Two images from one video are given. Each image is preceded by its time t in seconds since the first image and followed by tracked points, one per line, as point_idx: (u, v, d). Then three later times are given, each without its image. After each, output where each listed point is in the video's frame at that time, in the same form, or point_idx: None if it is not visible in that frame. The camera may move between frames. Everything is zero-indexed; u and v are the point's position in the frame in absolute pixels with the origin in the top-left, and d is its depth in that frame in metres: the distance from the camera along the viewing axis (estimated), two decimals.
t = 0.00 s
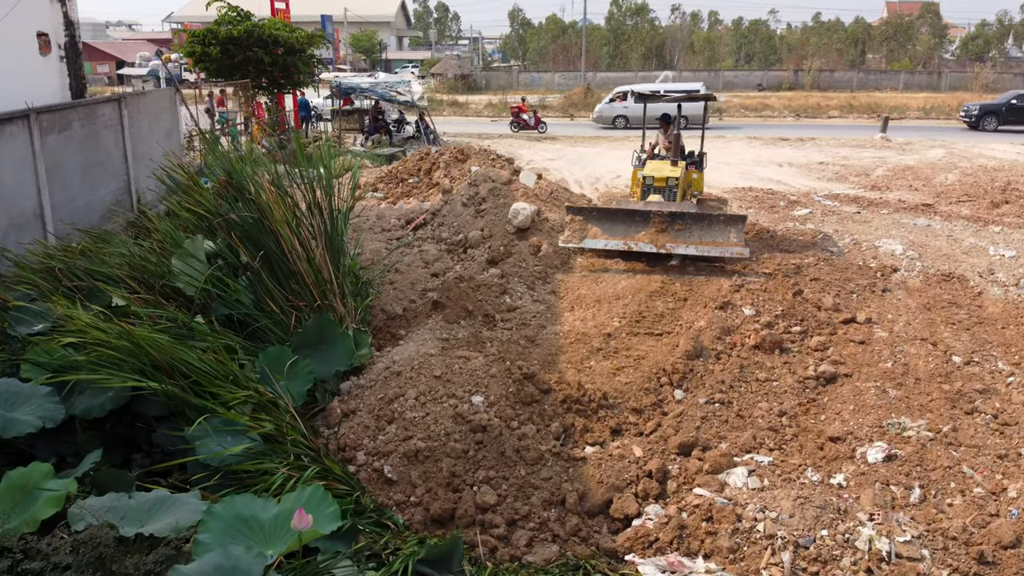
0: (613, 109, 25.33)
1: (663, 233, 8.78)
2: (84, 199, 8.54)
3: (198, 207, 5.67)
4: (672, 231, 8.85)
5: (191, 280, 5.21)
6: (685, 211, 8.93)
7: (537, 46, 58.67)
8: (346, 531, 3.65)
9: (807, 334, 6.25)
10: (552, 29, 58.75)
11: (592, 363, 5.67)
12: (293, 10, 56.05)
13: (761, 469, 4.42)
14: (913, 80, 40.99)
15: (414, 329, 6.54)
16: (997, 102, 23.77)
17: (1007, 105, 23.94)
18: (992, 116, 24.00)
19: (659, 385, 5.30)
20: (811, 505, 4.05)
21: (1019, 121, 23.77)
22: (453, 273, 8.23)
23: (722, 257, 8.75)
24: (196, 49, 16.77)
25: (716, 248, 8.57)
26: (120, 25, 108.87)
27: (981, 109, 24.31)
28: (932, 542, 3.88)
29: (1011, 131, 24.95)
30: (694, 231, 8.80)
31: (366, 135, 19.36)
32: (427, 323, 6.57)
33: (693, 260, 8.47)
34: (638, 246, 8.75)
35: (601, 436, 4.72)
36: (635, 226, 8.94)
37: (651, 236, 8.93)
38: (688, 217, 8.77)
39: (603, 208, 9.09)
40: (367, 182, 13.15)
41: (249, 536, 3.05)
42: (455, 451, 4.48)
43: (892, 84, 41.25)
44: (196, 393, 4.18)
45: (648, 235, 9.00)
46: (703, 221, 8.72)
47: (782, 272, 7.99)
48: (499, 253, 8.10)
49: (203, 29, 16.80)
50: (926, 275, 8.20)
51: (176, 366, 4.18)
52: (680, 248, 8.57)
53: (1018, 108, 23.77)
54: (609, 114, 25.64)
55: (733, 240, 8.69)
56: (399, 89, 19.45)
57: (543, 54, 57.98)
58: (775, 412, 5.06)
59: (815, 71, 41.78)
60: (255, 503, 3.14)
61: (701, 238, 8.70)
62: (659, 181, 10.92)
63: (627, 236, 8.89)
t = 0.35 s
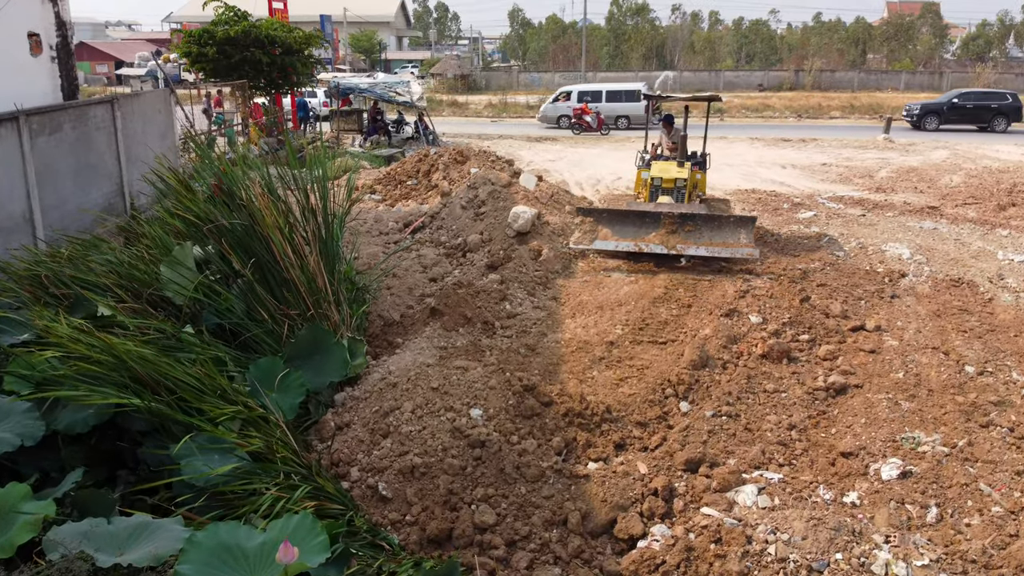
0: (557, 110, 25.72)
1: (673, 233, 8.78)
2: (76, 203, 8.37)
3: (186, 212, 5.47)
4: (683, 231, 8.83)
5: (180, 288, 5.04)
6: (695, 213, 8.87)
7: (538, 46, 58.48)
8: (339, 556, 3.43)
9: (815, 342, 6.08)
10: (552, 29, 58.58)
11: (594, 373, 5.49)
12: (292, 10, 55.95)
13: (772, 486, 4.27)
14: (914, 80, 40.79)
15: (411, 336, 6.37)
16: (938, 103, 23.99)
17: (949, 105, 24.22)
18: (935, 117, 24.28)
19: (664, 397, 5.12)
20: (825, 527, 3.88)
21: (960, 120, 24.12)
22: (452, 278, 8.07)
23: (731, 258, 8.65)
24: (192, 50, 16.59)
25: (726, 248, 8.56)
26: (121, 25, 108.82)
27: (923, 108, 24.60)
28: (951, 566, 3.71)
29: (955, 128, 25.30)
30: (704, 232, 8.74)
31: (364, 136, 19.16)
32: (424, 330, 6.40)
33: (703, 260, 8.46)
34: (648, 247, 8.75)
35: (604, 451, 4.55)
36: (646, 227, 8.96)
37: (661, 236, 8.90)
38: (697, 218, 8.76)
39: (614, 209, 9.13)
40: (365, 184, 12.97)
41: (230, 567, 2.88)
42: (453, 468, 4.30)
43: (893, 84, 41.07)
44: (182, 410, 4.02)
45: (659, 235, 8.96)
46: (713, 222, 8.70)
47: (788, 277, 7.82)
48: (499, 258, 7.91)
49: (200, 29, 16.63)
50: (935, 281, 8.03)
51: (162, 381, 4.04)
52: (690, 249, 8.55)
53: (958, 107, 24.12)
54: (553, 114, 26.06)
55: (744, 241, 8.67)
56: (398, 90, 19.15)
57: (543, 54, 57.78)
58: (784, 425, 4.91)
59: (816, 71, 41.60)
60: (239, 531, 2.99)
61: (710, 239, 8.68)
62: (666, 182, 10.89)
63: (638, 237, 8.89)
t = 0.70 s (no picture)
0: (503, 109, 25.83)
1: (681, 231, 8.85)
2: (72, 204, 8.29)
3: (182, 213, 5.40)
4: (690, 228, 8.90)
5: (176, 291, 4.97)
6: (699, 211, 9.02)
7: (538, 45, 58.35)
8: (336, 565, 3.38)
9: (818, 345, 6.02)
10: (553, 29, 58.47)
11: (595, 376, 5.42)
12: (292, 10, 55.89)
13: (776, 493, 4.20)
14: (915, 80, 40.68)
15: (410, 339, 6.31)
16: (876, 101, 24.32)
17: (888, 104, 24.47)
18: (874, 116, 24.53)
19: (666, 401, 5.05)
20: (830, 535, 3.81)
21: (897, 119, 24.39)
22: (451, 279, 8.02)
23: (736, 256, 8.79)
24: (191, 49, 16.51)
25: (731, 246, 8.67)
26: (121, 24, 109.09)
27: (863, 107, 24.85)
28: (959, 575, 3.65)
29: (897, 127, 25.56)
30: (710, 230, 8.85)
31: (364, 137, 19.07)
32: (423, 333, 6.34)
33: (709, 257, 8.54)
34: (655, 244, 8.75)
35: (606, 457, 4.48)
36: (653, 224, 9.00)
37: (668, 233, 8.95)
38: (703, 216, 8.86)
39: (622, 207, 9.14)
40: (364, 185, 12.90)
41: None
42: (451, 474, 4.23)
43: (894, 84, 40.95)
44: (176, 414, 3.94)
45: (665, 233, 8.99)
46: (719, 220, 8.82)
47: (791, 279, 7.75)
48: (499, 259, 7.84)
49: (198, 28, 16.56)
50: (939, 282, 7.97)
51: (155, 386, 3.94)
52: (698, 247, 8.58)
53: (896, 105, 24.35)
54: (500, 113, 26.21)
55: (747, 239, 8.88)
56: (398, 90, 19.05)
57: (543, 54, 57.66)
58: (788, 430, 4.85)
59: (816, 71, 41.51)
60: (233, 541, 2.93)
61: (717, 237, 8.78)
62: (671, 181, 10.95)
63: (644, 234, 8.96)
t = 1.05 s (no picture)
0: (449, 108, 25.88)
1: (686, 227, 8.82)
2: (69, 203, 8.21)
3: (178, 212, 5.32)
4: (695, 225, 8.86)
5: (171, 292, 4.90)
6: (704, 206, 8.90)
7: (538, 45, 58.25)
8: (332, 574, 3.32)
9: (822, 346, 5.95)
10: (553, 29, 58.35)
11: (596, 378, 5.34)
12: (293, 10, 55.87)
13: (781, 498, 4.13)
14: (915, 80, 40.63)
15: (409, 340, 6.24)
16: (815, 100, 24.45)
17: (826, 103, 24.60)
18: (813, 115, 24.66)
19: (669, 404, 4.98)
20: (837, 541, 3.74)
21: (836, 117, 24.54)
22: (451, 279, 7.95)
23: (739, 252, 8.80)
24: (189, 49, 16.44)
25: (735, 241, 8.72)
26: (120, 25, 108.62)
27: (801, 106, 24.98)
28: None
29: (835, 127, 25.69)
30: (715, 226, 8.78)
31: (363, 136, 19.00)
32: (422, 334, 6.26)
33: (713, 253, 8.66)
34: (661, 241, 8.83)
35: (608, 460, 4.40)
36: (658, 221, 8.90)
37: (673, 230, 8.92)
38: (708, 212, 8.75)
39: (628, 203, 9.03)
40: (364, 185, 12.82)
41: None
42: (450, 478, 4.15)
43: (894, 84, 40.91)
44: (169, 419, 3.86)
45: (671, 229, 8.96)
46: (724, 217, 8.71)
47: (793, 279, 7.67)
48: (498, 259, 7.76)
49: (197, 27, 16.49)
50: (943, 283, 7.90)
51: (148, 389, 3.86)
52: (703, 243, 8.65)
53: (835, 104, 24.51)
54: (447, 111, 26.23)
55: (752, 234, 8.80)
56: (397, 89, 18.95)
57: (544, 54, 57.55)
58: (792, 433, 4.78)
59: (817, 71, 41.44)
60: (226, 550, 2.86)
61: (721, 233, 8.74)
62: (675, 177, 10.87)
63: (650, 231, 8.88)
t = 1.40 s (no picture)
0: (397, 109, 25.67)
1: (693, 230, 8.69)
2: (57, 207, 7.98)
3: (162, 219, 5.06)
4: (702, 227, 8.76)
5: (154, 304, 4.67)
6: (710, 208, 8.82)
7: (539, 45, 58.05)
8: None
9: (834, 357, 5.73)
10: (554, 28, 58.09)
11: (600, 392, 5.11)
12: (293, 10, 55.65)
13: (796, 524, 3.93)
14: (917, 80, 40.41)
15: (405, 350, 6.00)
16: (755, 101, 24.43)
17: (767, 103, 24.57)
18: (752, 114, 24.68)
19: (676, 420, 4.75)
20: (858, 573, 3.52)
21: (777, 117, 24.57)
22: (448, 285, 7.74)
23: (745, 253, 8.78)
24: (185, 48, 16.20)
25: (743, 244, 8.65)
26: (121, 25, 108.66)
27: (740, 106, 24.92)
28: None
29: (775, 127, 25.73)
30: (722, 228, 8.70)
31: (362, 137, 18.78)
32: (418, 344, 6.02)
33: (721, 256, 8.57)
34: (669, 243, 8.66)
35: (612, 482, 4.17)
36: (666, 224, 8.74)
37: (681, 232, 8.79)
38: (716, 215, 8.67)
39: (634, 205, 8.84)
40: (361, 186, 12.59)
41: None
42: (445, 503, 3.93)
43: (896, 84, 40.66)
44: (147, 441, 3.63)
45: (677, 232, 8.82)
46: (732, 219, 8.62)
47: (802, 285, 7.44)
48: (497, 265, 7.53)
49: (193, 27, 16.25)
50: (955, 289, 7.68)
51: (125, 410, 3.63)
52: (711, 246, 8.53)
53: (775, 105, 24.52)
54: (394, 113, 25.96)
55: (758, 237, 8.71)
56: (395, 89, 18.70)
57: (544, 54, 57.30)
58: (806, 452, 4.56)
59: (819, 71, 41.21)
60: None
61: (729, 235, 8.66)
62: (681, 179, 10.65)
63: (658, 234, 8.70)
